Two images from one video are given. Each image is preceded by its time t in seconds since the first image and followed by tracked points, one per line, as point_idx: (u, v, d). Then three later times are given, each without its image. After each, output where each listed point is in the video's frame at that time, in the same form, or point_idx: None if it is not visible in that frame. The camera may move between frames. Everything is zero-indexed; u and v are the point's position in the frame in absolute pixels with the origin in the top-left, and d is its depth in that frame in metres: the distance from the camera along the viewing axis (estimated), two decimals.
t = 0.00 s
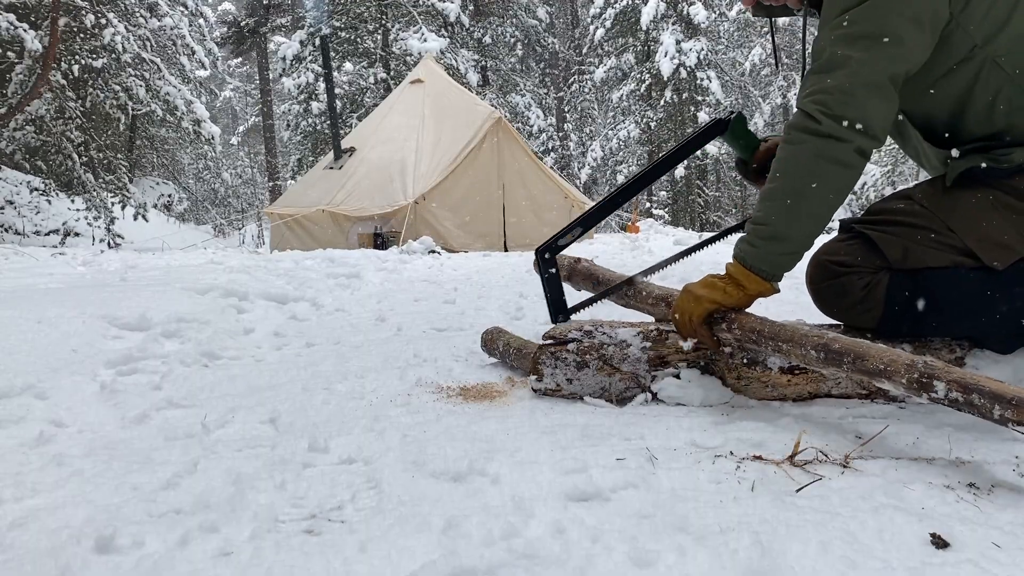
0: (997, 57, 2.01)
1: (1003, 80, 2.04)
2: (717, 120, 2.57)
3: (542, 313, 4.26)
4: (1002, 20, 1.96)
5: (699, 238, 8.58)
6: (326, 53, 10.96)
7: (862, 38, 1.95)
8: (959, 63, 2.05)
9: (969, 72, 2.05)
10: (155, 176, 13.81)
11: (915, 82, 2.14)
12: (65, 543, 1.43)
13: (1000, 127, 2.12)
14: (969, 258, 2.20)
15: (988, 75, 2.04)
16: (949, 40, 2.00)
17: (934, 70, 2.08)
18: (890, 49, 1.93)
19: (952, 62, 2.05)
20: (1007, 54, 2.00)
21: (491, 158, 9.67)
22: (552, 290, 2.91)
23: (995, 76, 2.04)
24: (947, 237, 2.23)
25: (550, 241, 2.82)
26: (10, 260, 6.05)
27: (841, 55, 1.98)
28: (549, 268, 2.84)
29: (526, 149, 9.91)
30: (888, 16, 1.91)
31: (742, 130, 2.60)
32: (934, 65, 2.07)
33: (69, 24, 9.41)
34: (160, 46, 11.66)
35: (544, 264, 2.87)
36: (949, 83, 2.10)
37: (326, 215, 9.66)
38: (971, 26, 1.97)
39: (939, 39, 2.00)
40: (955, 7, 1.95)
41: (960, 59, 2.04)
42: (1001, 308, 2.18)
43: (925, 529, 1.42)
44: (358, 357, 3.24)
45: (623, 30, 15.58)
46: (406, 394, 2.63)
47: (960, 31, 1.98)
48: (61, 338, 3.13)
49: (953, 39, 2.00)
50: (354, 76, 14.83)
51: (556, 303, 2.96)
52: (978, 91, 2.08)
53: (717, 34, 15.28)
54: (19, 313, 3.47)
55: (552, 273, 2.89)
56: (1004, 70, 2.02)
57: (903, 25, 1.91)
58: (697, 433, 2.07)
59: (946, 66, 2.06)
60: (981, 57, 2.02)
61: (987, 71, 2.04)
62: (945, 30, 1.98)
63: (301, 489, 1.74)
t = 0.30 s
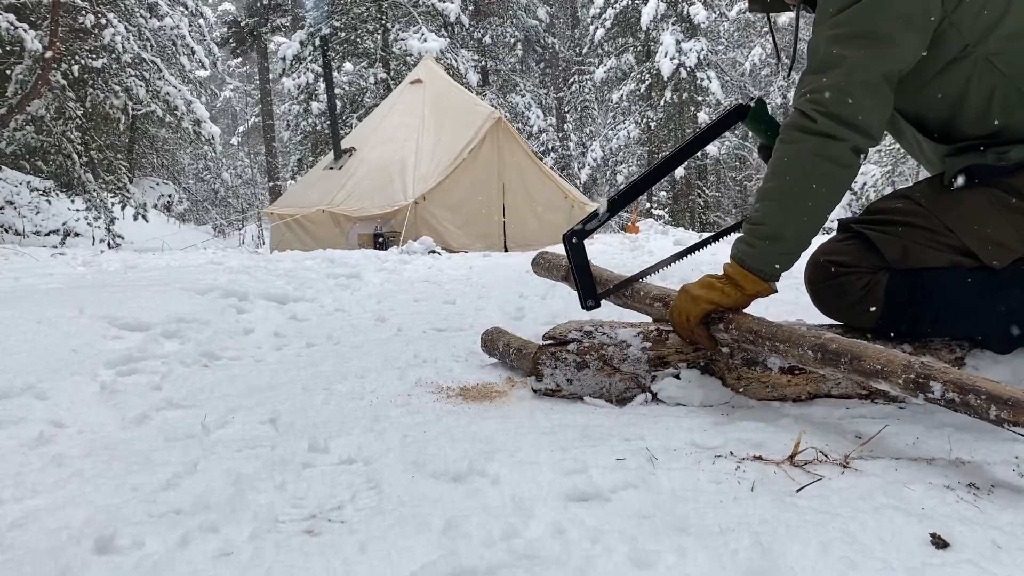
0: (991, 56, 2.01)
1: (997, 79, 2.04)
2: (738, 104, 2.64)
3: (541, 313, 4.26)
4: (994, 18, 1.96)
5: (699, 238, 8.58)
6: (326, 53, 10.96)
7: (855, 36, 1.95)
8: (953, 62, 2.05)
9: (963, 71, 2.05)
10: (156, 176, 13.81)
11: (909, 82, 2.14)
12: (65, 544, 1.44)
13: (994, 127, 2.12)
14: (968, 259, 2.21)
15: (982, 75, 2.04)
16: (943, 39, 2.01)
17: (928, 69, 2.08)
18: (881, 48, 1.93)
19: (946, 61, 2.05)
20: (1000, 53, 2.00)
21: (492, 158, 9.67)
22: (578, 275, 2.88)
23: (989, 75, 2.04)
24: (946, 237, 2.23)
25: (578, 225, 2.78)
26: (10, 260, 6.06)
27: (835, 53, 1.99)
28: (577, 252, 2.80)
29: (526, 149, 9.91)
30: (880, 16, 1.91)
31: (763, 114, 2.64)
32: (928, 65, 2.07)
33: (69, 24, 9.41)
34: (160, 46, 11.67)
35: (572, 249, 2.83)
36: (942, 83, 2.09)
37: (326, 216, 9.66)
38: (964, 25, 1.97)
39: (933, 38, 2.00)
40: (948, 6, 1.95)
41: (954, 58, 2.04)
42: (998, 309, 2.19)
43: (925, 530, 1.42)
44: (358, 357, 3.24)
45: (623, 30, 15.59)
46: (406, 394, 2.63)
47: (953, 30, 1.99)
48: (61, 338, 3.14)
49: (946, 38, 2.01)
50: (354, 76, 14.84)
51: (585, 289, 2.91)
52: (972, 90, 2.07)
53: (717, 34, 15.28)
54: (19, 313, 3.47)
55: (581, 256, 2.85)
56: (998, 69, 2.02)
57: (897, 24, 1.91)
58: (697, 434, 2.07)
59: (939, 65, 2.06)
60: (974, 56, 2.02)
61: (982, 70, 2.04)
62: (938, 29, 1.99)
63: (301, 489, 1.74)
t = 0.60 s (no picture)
0: (986, 52, 2.00)
1: (992, 76, 2.04)
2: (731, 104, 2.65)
3: (541, 313, 4.26)
4: (988, 15, 1.96)
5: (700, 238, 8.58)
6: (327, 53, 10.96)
7: (850, 33, 1.95)
8: (946, 61, 2.05)
9: (957, 69, 2.05)
10: (156, 176, 13.81)
11: (903, 81, 2.14)
12: (65, 544, 1.43)
13: (990, 125, 2.12)
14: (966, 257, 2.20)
15: (977, 72, 2.04)
16: (937, 37, 2.01)
17: (921, 68, 2.08)
18: (877, 45, 1.93)
19: (940, 59, 2.05)
20: (995, 50, 1.99)
21: (492, 158, 9.67)
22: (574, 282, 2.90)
23: (984, 72, 2.04)
24: (942, 235, 2.23)
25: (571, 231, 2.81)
26: (10, 260, 6.06)
27: (830, 51, 1.99)
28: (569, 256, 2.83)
29: (526, 149, 9.91)
30: (875, 13, 1.91)
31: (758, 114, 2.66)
32: (922, 63, 2.07)
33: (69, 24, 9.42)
34: (160, 46, 11.68)
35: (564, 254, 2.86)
36: (937, 81, 2.09)
37: (326, 215, 9.66)
38: (959, 22, 1.97)
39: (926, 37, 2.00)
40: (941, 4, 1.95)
41: (948, 56, 2.04)
42: (996, 307, 2.19)
43: (925, 530, 1.42)
44: (358, 358, 3.24)
45: (623, 30, 15.60)
46: (406, 394, 2.63)
47: (946, 29, 1.99)
48: (61, 338, 3.14)
49: (939, 36, 2.01)
50: (354, 76, 14.85)
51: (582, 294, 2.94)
52: (967, 88, 2.07)
53: (717, 34, 15.28)
54: (19, 313, 3.47)
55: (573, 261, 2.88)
56: (994, 66, 2.02)
57: (891, 23, 1.92)
58: (697, 434, 2.07)
59: (933, 63, 2.06)
60: (968, 54, 2.02)
61: (976, 67, 2.04)
62: (931, 28, 1.99)
63: (301, 490, 1.74)
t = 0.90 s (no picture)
0: (990, 52, 2.01)
1: (996, 76, 2.04)
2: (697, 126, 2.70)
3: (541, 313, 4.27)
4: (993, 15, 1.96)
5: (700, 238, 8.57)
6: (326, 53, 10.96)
7: (854, 33, 1.96)
8: (950, 61, 2.05)
9: (961, 69, 2.05)
10: (156, 176, 13.81)
11: (907, 81, 2.15)
12: (64, 544, 1.43)
13: (994, 125, 2.12)
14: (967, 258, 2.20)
15: (982, 72, 2.04)
16: (942, 36, 2.01)
17: (925, 68, 2.08)
18: (880, 46, 1.93)
19: (944, 58, 2.05)
20: (999, 49, 1.99)
21: (492, 158, 9.67)
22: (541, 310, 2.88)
23: (989, 72, 2.04)
24: (944, 235, 2.23)
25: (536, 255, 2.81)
26: (10, 260, 6.06)
27: (834, 52, 1.99)
28: (534, 282, 2.81)
29: (526, 149, 9.91)
30: (879, 13, 1.92)
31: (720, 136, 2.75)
32: (926, 63, 2.08)
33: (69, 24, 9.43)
34: (160, 46, 11.70)
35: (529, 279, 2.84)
36: (941, 81, 2.09)
37: (326, 215, 9.65)
38: (962, 22, 1.98)
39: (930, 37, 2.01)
40: (946, 4, 1.95)
41: (952, 56, 2.04)
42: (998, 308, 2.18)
43: (925, 530, 1.42)
44: (358, 357, 3.25)
45: (623, 30, 15.60)
46: (406, 394, 2.63)
47: (950, 29, 1.99)
48: (61, 338, 3.14)
49: (944, 36, 2.01)
50: (354, 76, 14.86)
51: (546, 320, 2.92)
52: (971, 88, 2.08)
53: (717, 34, 15.29)
54: (19, 313, 3.47)
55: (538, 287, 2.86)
56: (998, 66, 2.02)
57: (895, 23, 1.92)
58: (697, 434, 2.07)
59: (938, 63, 2.06)
60: (972, 54, 2.02)
61: (980, 67, 2.04)
62: (935, 28, 2.00)
63: (301, 489, 1.74)
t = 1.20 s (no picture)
0: (990, 50, 2.01)
1: (995, 75, 2.04)
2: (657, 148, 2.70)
3: (541, 313, 4.27)
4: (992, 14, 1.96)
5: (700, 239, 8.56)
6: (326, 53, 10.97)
7: (854, 31, 1.95)
8: (950, 59, 2.05)
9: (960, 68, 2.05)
10: (156, 176, 13.82)
11: (907, 80, 2.15)
12: (64, 544, 1.43)
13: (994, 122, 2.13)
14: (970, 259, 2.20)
15: (981, 72, 2.05)
16: (940, 35, 2.01)
17: (924, 66, 2.09)
18: (879, 44, 1.93)
19: (944, 57, 2.05)
20: (999, 47, 2.00)
21: (492, 158, 9.67)
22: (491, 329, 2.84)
23: (987, 70, 2.04)
24: (946, 236, 2.23)
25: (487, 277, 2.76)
26: (10, 260, 6.07)
27: (833, 50, 1.99)
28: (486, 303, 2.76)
29: (526, 149, 9.90)
30: (879, 11, 1.92)
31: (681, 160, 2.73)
32: (926, 61, 2.08)
33: (69, 25, 9.43)
34: (161, 46, 11.71)
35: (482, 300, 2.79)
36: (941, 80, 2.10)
37: (326, 216, 9.65)
38: (962, 20, 1.98)
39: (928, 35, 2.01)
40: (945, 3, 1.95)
41: (951, 54, 2.04)
42: (999, 309, 2.19)
43: (926, 530, 1.42)
44: (359, 358, 3.25)
45: (623, 30, 15.61)
46: (406, 394, 2.63)
47: (950, 27, 1.99)
48: (61, 338, 3.14)
49: (942, 35, 2.01)
50: (354, 76, 14.87)
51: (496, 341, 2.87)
52: (970, 86, 2.08)
53: (717, 34, 15.29)
54: (19, 313, 3.47)
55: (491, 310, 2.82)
56: (997, 64, 2.02)
57: (894, 21, 1.92)
58: (698, 434, 2.07)
59: (937, 61, 2.06)
60: (969, 53, 2.03)
61: (979, 65, 2.04)
62: (935, 26, 1.99)
63: (301, 490, 1.74)
